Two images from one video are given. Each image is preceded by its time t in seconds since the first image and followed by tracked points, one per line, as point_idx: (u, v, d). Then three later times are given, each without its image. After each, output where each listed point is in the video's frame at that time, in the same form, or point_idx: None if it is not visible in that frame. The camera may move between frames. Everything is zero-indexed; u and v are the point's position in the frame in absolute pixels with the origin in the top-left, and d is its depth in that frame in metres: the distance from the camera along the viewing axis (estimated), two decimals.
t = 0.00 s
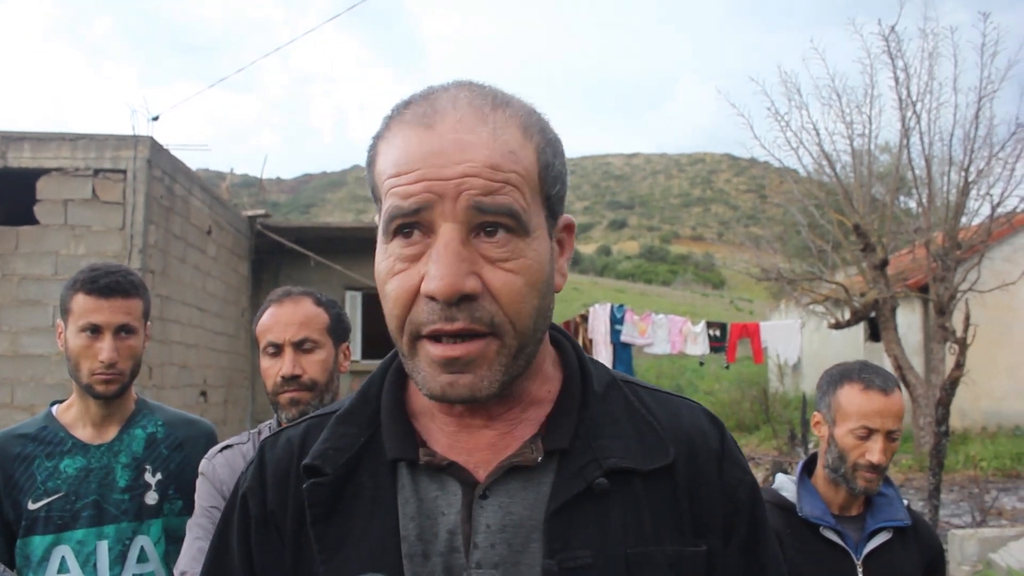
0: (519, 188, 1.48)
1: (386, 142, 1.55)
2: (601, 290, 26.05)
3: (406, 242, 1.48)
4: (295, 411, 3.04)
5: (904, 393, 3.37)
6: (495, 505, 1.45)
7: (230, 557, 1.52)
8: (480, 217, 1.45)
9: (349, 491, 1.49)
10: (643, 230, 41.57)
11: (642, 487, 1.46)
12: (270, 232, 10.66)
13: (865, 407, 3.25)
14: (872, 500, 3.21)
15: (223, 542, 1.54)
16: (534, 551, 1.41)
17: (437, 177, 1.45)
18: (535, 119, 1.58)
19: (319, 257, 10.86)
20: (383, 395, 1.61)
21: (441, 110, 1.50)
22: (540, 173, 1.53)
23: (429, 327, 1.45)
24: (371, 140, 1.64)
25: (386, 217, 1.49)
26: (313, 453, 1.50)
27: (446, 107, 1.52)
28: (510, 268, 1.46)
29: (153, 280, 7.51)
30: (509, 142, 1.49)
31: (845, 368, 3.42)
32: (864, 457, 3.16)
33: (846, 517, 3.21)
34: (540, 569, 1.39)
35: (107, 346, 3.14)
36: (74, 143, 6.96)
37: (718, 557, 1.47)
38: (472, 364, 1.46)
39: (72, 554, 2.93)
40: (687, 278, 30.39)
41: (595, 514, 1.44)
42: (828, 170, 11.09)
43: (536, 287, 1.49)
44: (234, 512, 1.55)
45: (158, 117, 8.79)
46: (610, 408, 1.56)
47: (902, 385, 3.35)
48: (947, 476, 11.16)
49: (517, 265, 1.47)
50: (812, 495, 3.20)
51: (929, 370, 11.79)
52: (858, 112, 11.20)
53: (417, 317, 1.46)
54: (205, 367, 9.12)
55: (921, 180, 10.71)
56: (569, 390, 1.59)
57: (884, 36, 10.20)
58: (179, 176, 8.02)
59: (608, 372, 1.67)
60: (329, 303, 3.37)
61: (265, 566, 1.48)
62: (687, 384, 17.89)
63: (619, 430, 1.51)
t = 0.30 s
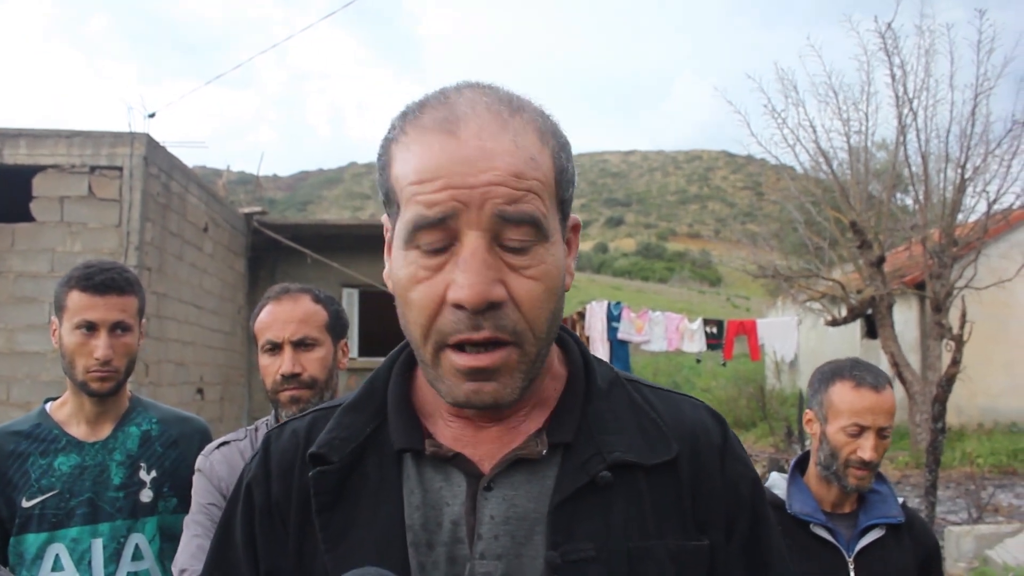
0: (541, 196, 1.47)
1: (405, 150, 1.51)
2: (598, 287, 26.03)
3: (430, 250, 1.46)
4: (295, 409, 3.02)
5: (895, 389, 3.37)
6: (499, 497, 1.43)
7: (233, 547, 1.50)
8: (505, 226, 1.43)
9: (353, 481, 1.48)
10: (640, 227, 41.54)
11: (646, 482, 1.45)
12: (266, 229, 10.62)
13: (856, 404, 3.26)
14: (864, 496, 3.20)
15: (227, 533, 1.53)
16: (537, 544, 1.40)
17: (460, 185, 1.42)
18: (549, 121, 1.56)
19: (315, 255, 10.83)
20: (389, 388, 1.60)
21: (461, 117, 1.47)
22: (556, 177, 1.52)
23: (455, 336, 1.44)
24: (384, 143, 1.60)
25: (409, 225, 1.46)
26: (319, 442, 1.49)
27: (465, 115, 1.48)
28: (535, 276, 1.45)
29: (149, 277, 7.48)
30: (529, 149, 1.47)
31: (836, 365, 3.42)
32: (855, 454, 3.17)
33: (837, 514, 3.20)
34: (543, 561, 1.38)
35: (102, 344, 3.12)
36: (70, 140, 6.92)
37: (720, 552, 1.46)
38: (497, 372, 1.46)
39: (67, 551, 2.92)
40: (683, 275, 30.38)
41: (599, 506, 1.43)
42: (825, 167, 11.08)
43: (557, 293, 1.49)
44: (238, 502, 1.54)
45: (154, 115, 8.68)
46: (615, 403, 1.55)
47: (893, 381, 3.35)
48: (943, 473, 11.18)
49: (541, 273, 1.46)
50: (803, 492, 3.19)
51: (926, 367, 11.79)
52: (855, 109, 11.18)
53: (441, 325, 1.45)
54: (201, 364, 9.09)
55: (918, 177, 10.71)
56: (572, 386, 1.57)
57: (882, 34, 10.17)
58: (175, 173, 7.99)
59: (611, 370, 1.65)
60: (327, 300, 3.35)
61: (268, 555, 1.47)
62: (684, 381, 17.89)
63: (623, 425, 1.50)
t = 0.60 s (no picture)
0: (548, 192, 1.48)
1: (407, 162, 1.51)
2: (597, 287, 26.02)
3: (446, 257, 1.45)
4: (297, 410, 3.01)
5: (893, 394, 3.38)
6: (505, 484, 1.43)
7: (240, 537, 1.50)
8: (519, 225, 1.43)
9: (359, 468, 1.48)
10: (639, 228, 41.54)
11: (652, 470, 1.45)
12: (266, 229, 10.62)
13: (854, 407, 3.26)
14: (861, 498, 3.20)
15: (234, 524, 1.53)
16: (542, 531, 1.39)
17: (471, 190, 1.42)
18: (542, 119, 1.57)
19: (315, 254, 10.83)
20: (396, 382, 1.60)
21: (461, 125, 1.48)
22: (556, 173, 1.53)
23: (477, 340, 1.43)
24: (383, 159, 1.59)
25: (422, 235, 1.45)
26: (325, 430, 1.49)
27: (464, 121, 1.48)
28: (552, 271, 1.45)
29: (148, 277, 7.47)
30: (531, 147, 1.48)
31: (835, 368, 3.42)
32: (854, 457, 3.17)
33: (834, 515, 3.20)
34: (549, 547, 1.38)
35: (102, 344, 3.11)
36: (69, 140, 6.92)
37: (726, 542, 1.45)
38: (523, 371, 1.45)
39: (63, 552, 2.91)
40: (682, 276, 30.38)
41: (604, 493, 1.43)
42: (824, 169, 11.07)
43: (569, 288, 1.49)
44: (246, 492, 1.54)
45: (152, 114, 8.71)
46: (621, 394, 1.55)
47: (892, 386, 3.36)
48: (941, 475, 11.19)
49: (554, 269, 1.46)
50: (800, 493, 3.19)
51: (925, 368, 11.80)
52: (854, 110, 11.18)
53: (463, 330, 1.44)
54: (200, 364, 9.08)
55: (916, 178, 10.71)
56: (577, 378, 1.57)
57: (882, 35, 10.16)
58: (174, 172, 7.98)
59: (616, 365, 1.65)
60: (328, 301, 3.34)
61: (275, 543, 1.47)
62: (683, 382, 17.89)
63: (629, 414, 1.50)
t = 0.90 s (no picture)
0: (533, 185, 1.48)
1: (395, 158, 1.53)
2: (597, 290, 26.02)
3: (433, 249, 1.45)
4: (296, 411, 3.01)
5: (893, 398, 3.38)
6: (497, 482, 1.44)
7: (234, 537, 1.50)
8: (504, 216, 1.44)
9: (352, 467, 1.48)
10: (639, 230, 41.54)
11: (644, 467, 1.45)
12: (265, 231, 10.62)
13: (855, 411, 3.26)
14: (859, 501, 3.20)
15: (228, 523, 1.53)
16: (535, 529, 1.40)
17: (456, 181, 1.43)
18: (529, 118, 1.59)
19: (314, 256, 10.83)
20: (388, 381, 1.60)
21: (447, 119, 1.49)
22: (542, 168, 1.54)
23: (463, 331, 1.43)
24: (371, 159, 1.61)
25: (409, 227, 1.46)
26: (318, 428, 1.50)
27: (450, 116, 1.50)
28: (538, 262, 1.46)
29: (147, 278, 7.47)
30: (516, 141, 1.49)
31: (836, 371, 3.42)
32: (853, 460, 3.17)
33: (832, 518, 3.19)
34: (541, 544, 1.38)
35: (103, 346, 3.11)
36: (69, 141, 6.92)
37: (721, 538, 1.45)
38: (510, 363, 1.44)
39: (62, 554, 2.91)
40: (682, 278, 30.38)
41: (597, 490, 1.43)
42: (823, 171, 11.08)
43: (557, 281, 1.49)
44: (239, 492, 1.54)
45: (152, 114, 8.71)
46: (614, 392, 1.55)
47: (892, 390, 3.37)
48: (941, 477, 11.18)
49: (542, 261, 1.46)
50: (798, 496, 3.18)
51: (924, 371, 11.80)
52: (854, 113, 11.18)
53: (451, 322, 1.44)
54: (199, 365, 9.08)
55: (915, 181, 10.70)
56: (569, 375, 1.57)
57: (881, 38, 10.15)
58: (174, 173, 7.99)
59: (609, 364, 1.65)
60: (328, 302, 3.34)
61: (269, 541, 1.47)
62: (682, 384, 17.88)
63: (621, 411, 1.50)
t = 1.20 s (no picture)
0: (527, 188, 1.48)
1: (384, 161, 1.52)
2: (596, 290, 26.01)
3: (427, 256, 1.45)
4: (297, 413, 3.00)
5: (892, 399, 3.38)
6: (495, 487, 1.43)
7: (230, 546, 1.50)
8: (498, 221, 1.43)
9: (347, 474, 1.48)
10: (638, 231, 41.54)
11: (642, 469, 1.45)
12: (265, 232, 10.62)
13: (853, 412, 3.26)
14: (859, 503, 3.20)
15: (223, 532, 1.53)
16: (534, 534, 1.39)
17: (448, 187, 1.43)
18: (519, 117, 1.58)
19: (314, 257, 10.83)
20: (382, 387, 1.59)
21: (437, 122, 1.48)
22: (535, 169, 1.54)
23: (459, 340, 1.43)
24: (360, 163, 1.60)
25: (401, 233, 1.46)
26: (312, 437, 1.49)
27: (440, 118, 1.49)
28: (533, 266, 1.45)
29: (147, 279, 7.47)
30: (508, 143, 1.49)
31: (834, 373, 3.42)
32: (852, 462, 3.16)
33: (832, 520, 3.19)
34: (540, 550, 1.37)
35: (105, 348, 3.11)
36: (69, 142, 6.92)
37: (720, 540, 1.45)
38: (507, 371, 1.45)
39: (65, 554, 2.91)
40: (682, 279, 30.39)
41: (595, 494, 1.42)
42: (823, 172, 11.07)
43: (553, 285, 1.49)
44: (234, 500, 1.54)
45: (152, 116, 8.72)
46: (611, 394, 1.55)
47: (891, 391, 3.36)
48: (941, 478, 11.18)
49: (537, 264, 1.46)
50: (796, 497, 3.18)
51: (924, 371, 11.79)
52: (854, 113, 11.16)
53: (446, 330, 1.43)
54: (199, 366, 9.08)
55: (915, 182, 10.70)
56: (565, 378, 1.56)
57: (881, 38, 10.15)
58: (174, 175, 7.99)
59: (605, 364, 1.64)
60: (328, 304, 3.34)
61: (265, 550, 1.47)
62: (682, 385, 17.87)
63: (617, 414, 1.50)
